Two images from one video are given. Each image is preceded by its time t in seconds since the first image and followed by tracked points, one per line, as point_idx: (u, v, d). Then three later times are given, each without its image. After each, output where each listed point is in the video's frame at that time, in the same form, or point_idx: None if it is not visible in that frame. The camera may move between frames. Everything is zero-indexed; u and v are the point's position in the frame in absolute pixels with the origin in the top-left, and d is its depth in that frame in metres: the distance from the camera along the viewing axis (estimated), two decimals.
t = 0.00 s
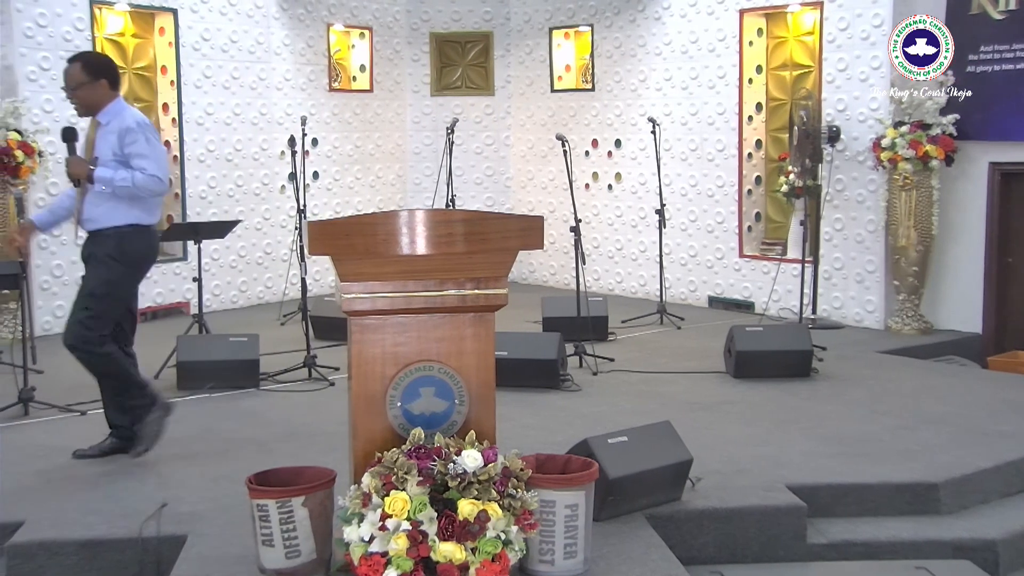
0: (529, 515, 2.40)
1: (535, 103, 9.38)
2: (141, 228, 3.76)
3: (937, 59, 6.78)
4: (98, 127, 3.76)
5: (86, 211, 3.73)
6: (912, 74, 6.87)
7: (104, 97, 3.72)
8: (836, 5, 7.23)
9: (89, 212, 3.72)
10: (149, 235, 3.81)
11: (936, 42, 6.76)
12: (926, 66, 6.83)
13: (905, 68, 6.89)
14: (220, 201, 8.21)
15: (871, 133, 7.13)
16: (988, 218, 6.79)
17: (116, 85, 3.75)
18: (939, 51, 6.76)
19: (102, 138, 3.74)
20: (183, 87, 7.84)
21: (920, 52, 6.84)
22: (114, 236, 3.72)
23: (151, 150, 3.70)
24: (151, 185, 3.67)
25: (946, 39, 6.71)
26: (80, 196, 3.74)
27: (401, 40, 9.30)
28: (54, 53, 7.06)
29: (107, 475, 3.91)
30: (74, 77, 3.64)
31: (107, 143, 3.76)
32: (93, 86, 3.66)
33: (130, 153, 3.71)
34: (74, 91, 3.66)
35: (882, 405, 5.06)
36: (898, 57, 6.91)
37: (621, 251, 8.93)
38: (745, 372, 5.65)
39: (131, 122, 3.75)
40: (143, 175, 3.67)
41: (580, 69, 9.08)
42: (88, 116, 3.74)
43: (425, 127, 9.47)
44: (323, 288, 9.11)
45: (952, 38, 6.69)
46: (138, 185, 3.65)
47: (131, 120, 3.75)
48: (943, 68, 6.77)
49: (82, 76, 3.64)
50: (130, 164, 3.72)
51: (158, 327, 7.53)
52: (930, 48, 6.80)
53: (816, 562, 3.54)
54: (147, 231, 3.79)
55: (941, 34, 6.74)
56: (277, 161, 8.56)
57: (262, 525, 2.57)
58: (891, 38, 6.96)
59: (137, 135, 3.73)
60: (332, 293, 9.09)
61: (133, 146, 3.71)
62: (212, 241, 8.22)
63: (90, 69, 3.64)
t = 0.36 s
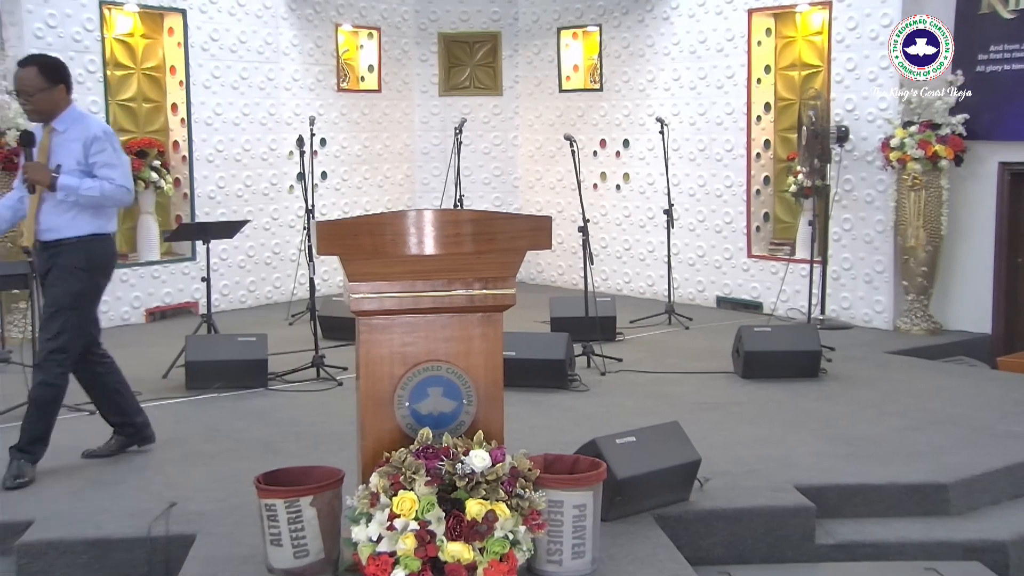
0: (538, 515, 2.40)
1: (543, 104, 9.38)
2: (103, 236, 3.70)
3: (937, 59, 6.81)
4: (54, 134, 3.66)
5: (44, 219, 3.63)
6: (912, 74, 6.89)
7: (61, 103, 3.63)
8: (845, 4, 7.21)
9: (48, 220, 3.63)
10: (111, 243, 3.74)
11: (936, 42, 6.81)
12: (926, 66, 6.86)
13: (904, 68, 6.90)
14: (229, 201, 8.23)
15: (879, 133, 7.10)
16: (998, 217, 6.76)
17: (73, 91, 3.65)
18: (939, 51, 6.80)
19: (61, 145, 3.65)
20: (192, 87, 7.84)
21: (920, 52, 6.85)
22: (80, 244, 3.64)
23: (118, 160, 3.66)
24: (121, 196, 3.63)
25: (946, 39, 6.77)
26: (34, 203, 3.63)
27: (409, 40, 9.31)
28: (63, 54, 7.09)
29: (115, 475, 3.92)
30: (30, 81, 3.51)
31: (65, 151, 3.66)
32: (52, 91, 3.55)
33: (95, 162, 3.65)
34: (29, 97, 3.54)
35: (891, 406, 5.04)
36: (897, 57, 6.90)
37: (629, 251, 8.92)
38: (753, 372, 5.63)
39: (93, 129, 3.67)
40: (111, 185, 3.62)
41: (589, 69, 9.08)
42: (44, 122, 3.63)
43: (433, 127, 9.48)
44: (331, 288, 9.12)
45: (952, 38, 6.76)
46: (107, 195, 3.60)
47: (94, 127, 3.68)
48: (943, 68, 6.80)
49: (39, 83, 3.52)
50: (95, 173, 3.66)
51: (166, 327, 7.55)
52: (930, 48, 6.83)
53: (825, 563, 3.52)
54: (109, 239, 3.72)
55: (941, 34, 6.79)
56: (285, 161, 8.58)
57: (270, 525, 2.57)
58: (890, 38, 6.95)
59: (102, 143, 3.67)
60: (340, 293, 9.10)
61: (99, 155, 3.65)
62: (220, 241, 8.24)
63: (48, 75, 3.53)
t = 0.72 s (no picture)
0: (545, 515, 2.40)
1: (551, 104, 9.38)
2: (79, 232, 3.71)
3: (937, 59, 6.83)
4: (26, 129, 3.66)
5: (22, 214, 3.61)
6: (912, 74, 6.92)
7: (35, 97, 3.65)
8: (854, 4, 7.19)
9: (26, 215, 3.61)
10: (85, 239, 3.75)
11: (936, 42, 6.82)
12: (926, 66, 6.87)
13: (904, 68, 6.93)
14: (237, 201, 8.24)
15: (888, 133, 7.09)
16: (1008, 218, 6.73)
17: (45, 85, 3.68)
18: (938, 51, 6.83)
19: (38, 139, 3.66)
20: (200, 87, 7.87)
21: (920, 52, 6.88)
22: (63, 242, 3.65)
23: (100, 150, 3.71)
24: (107, 185, 3.68)
25: (946, 39, 6.78)
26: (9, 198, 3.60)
27: (417, 41, 9.32)
28: (73, 54, 7.10)
29: (124, 474, 3.93)
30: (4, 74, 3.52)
31: (41, 146, 3.67)
32: (29, 84, 3.57)
33: (76, 154, 3.69)
34: (6, 90, 3.54)
35: (899, 406, 5.03)
36: (897, 57, 6.94)
37: (637, 251, 8.91)
38: (761, 373, 5.62)
39: (70, 122, 3.71)
40: (96, 175, 3.66)
41: (597, 69, 9.08)
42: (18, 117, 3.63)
43: (442, 127, 9.48)
44: (339, 288, 9.13)
45: (952, 39, 6.77)
46: (93, 184, 3.64)
47: (71, 121, 3.72)
48: (943, 68, 6.82)
49: (18, 75, 3.54)
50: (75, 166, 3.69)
51: (175, 327, 7.56)
52: (930, 48, 6.85)
53: (833, 564, 3.51)
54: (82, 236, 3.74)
55: (941, 34, 6.80)
56: (294, 161, 8.59)
57: (278, 525, 2.58)
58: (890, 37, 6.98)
59: (81, 136, 3.72)
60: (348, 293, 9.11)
61: (80, 147, 3.69)
62: (228, 241, 8.26)
63: (26, 68, 3.56)
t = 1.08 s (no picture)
0: (554, 515, 2.40)
1: (560, 104, 9.38)
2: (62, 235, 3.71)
3: (937, 59, 6.85)
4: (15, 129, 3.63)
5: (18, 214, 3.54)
6: (912, 74, 6.94)
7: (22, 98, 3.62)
8: (862, 4, 7.17)
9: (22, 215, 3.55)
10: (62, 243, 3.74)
11: (936, 42, 6.84)
12: (926, 66, 6.89)
13: (904, 68, 6.95)
14: (245, 201, 8.25)
15: (897, 133, 7.07)
16: (1017, 218, 6.71)
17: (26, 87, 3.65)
18: (939, 51, 6.84)
19: (31, 140, 3.65)
20: (209, 88, 7.89)
21: (920, 52, 6.90)
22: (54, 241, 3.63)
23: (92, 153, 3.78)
24: (104, 186, 3.76)
25: (946, 39, 6.80)
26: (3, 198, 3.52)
27: (425, 41, 9.33)
28: (82, 54, 7.13)
29: (134, 474, 3.94)
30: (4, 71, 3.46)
31: (34, 146, 3.66)
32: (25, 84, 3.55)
33: (71, 156, 3.73)
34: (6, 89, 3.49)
35: (908, 407, 5.01)
36: (897, 56, 6.97)
37: (645, 251, 8.90)
38: (770, 373, 5.61)
39: (59, 125, 3.74)
40: (95, 176, 3.73)
41: (605, 69, 9.07)
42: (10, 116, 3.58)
43: (450, 127, 9.48)
44: (347, 288, 9.15)
45: (952, 39, 6.79)
46: (93, 185, 3.70)
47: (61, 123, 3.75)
48: (943, 68, 6.83)
49: (18, 75, 3.51)
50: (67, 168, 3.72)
51: (183, 327, 7.58)
52: (930, 48, 6.87)
53: (842, 565, 3.50)
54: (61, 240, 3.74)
55: (941, 34, 6.82)
56: (302, 161, 8.60)
57: (287, 524, 2.58)
58: (890, 37, 7.01)
59: (72, 139, 3.76)
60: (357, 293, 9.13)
61: (74, 149, 3.74)
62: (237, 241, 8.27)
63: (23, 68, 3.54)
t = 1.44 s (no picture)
0: (561, 515, 2.40)
1: (568, 104, 9.37)
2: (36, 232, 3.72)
3: (937, 59, 6.87)
4: None
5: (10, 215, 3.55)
6: (912, 74, 6.97)
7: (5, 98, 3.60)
8: (871, 3, 7.16)
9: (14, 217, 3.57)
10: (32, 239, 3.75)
11: (936, 42, 6.86)
12: (926, 66, 6.92)
13: (905, 68, 6.99)
14: (253, 201, 8.26)
15: (906, 133, 7.05)
16: None
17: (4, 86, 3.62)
18: (938, 51, 6.86)
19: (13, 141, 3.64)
20: (218, 88, 7.90)
21: (920, 52, 6.93)
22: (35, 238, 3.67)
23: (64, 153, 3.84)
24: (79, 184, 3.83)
25: (946, 39, 6.82)
26: None
27: (433, 41, 9.33)
28: (91, 55, 7.15)
29: (142, 473, 3.96)
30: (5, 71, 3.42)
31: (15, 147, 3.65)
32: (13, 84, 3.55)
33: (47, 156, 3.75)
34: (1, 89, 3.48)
35: (916, 407, 5.00)
36: (897, 57, 7.01)
37: (653, 251, 8.90)
38: (778, 373, 5.60)
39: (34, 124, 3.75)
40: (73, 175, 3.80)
41: (613, 69, 9.07)
42: None
43: (457, 127, 9.49)
44: (355, 288, 9.16)
45: (952, 39, 6.81)
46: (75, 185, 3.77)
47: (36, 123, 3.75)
48: (943, 68, 6.85)
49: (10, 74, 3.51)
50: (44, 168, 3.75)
51: (191, 326, 7.60)
52: (930, 48, 6.89)
53: (850, 566, 3.49)
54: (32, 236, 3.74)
55: (941, 34, 6.84)
56: (310, 161, 8.62)
57: (295, 524, 2.59)
58: (891, 38, 7.06)
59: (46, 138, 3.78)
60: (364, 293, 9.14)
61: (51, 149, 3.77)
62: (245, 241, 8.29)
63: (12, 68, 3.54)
